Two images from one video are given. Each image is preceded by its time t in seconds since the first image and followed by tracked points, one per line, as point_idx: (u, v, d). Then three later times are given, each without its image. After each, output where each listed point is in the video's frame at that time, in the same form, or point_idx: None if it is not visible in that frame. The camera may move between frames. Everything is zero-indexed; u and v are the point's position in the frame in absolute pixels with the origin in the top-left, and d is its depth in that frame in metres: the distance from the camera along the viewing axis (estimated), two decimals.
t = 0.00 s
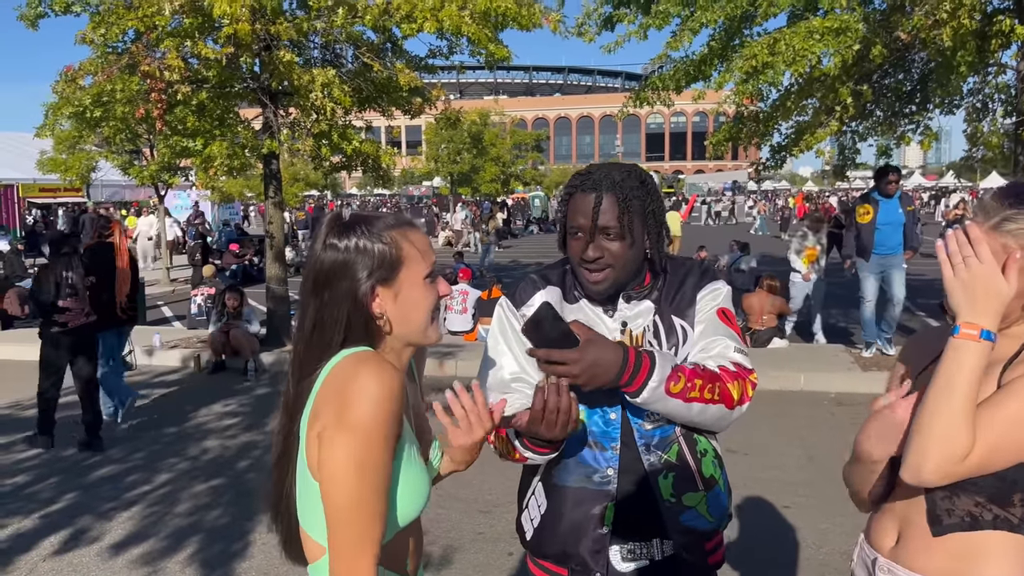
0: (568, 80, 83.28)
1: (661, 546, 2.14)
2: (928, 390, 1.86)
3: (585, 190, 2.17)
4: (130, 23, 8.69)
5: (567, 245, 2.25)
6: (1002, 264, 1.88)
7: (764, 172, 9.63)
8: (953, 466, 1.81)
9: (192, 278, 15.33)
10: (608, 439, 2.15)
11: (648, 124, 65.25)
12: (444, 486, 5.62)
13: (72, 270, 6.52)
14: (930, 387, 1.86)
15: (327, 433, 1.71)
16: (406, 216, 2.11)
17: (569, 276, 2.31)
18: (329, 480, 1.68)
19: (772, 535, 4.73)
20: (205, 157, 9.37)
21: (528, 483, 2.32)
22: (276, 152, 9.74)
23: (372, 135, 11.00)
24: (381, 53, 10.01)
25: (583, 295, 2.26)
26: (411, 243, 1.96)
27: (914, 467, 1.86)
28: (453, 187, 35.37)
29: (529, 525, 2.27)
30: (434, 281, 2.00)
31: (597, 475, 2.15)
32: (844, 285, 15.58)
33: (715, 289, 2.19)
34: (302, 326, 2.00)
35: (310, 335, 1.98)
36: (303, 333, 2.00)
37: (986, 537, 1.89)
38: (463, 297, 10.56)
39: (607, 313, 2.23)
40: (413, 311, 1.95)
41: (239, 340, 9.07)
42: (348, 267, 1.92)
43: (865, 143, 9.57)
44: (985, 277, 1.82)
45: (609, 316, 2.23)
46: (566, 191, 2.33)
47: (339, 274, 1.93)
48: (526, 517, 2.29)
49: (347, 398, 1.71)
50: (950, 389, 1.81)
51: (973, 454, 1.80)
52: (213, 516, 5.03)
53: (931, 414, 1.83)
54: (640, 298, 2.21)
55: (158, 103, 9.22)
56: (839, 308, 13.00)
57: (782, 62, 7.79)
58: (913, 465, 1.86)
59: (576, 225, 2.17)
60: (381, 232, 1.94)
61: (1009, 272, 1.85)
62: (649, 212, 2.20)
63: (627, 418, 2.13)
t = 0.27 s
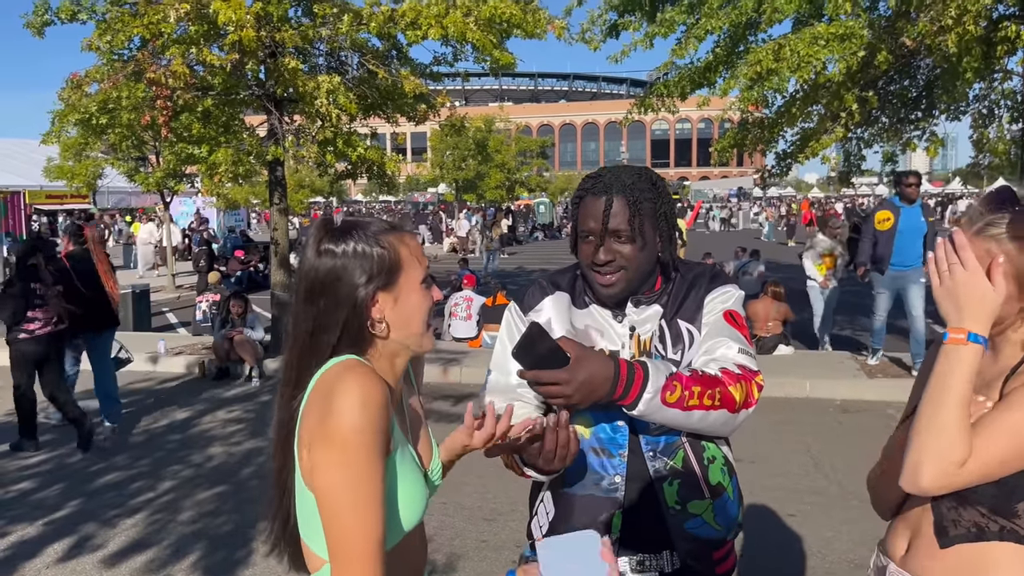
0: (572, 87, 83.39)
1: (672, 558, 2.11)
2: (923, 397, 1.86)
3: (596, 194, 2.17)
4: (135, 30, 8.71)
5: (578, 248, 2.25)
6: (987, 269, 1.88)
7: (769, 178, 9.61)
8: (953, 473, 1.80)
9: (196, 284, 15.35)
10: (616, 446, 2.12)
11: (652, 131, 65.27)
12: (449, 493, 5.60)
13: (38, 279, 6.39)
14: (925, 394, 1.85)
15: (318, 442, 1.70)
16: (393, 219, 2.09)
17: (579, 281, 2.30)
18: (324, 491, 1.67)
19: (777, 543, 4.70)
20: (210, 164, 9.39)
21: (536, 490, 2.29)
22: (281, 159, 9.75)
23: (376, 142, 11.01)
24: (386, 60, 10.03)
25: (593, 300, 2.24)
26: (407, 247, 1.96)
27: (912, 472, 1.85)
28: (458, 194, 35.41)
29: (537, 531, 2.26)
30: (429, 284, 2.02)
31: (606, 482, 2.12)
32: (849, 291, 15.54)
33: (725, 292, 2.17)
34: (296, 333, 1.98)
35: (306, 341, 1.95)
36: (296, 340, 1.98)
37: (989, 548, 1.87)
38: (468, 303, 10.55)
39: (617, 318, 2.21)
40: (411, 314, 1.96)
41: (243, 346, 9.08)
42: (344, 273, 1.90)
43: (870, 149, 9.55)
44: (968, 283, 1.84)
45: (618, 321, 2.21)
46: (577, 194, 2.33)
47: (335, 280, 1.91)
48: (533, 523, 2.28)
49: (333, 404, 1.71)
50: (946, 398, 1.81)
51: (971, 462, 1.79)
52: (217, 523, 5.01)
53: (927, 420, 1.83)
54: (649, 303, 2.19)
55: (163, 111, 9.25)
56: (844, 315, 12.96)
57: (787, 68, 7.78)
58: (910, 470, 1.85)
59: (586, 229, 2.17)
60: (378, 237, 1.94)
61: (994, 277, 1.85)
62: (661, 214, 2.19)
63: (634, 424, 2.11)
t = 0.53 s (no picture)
0: (576, 93, 83.46)
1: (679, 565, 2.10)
2: (942, 359, 1.78)
3: (606, 198, 2.18)
4: (140, 37, 8.74)
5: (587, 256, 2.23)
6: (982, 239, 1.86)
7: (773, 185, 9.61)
8: (988, 430, 1.71)
9: (200, 290, 15.36)
10: (621, 456, 2.11)
11: (656, 137, 65.29)
12: (452, 500, 5.58)
13: (9, 281, 6.41)
14: (942, 356, 1.78)
15: (310, 453, 1.69)
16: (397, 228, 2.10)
17: (583, 288, 2.29)
18: (320, 502, 1.66)
19: (781, 551, 4.67)
20: (214, 170, 9.42)
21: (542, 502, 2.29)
22: (284, 165, 9.75)
23: (380, 148, 11.02)
24: (389, 66, 10.04)
25: (598, 309, 2.23)
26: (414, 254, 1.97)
27: (945, 435, 1.74)
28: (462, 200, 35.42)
29: (542, 543, 2.25)
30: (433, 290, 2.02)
31: (612, 492, 2.11)
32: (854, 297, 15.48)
33: (730, 298, 2.17)
34: (300, 341, 1.97)
35: (310, 349, 1.94)
36: (299, 348, 1.97)
37: (995, 563, 1.83)
38: (471, 309, 10.54)
39: (621, 326, 2.20)
40: (419, 319, 1.97)
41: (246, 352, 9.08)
42: (349, 278, 1.91)
43: (874, 155, 9.54)
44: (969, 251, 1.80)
45: (623, 330, 2.19)
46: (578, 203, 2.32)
47: (339, 286, 1.91)
48: (539, 535, 2.27)
49: (326, 415, 1.69)
50: (969, 351, 1.74)
51: (1004, 420, 1.71)
52: (219, 530, 5.00)
53: (952, 379, 1.75)
54: (654, 310, 2.18)
55: (167, 117, 9.27)
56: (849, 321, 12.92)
57: (790, 74, 7.78)
58: (943, 434, 1.74)
59: (598, 233, 2.16)
60: (385, 244, 1.94)
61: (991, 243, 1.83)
62: (669, 215, 2.20)
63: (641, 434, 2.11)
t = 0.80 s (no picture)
0: (578, 98, 83.53)
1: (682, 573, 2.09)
2: (949, 366, 1.75)
3: (644, 207, 2.10)
4: (144, 42, 8.76)
5: (617, 267, 2.12)
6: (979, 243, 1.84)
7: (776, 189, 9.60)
8: (1004, 439, 1.69)
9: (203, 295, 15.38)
10: (619, 466, 2.11)
11: (659, 141, 65.30)
12: (455, 505, 5.57)
13: None
14: (951, 362, 1.75)
15: (312, 483, 1.68)
16: (396, 238, 2.11)
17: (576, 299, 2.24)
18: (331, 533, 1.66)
19: (786, 556, 4.65)
20: (217, 175, 9.44)
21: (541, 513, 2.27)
22: (288, 169, 9.75)
23: (383, 152, 11.02)
24: (393, 70, 10.06)
25: (593, 318, 2.19)
26: (393, 264, 1.94)
27: (960, 442, 1.71)
28: (465, 204, 35.43)
29: (541, 555, 2.22)
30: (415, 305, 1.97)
31: (609, 502, 2.10)
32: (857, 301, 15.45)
33: (732, 304, 2.18)
34: (284, 346, 1.99)
35: (291, 352, 1.96)
36: (284, 352, 1.98)
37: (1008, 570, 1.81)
38: (474, 314, 10.53)
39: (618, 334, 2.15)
40: (388, 333, 1.92)
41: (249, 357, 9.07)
42: (325, 284, 1.90)
43: (878, 159, 9.53)
44: (969, 254, 1.77)
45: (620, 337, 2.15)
46: (585, 213, 2.21)
47: (316, 290, 1.92)
48: (539, 547, 2.25)
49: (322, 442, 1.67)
50: (980, 359, 1.72)
51: (1016, 428, 1.71)
52: (222, 535, 4.99)
53: (965, 387, 1.72)
54: (653, 315, 2.16)
55: (171, 122, 9.30)
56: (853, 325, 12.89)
57: (793, 78, 7.78)
58: (958, 443, 1.71)
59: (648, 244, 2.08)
60: (367, 251, 1.93)
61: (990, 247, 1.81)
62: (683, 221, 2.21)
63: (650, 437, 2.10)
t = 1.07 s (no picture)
0: (579, 101, 83.59)
1: None
2: (938, 350, 1.76)
3: (651, 210, 2.16)
4: (145, 46, 8.77)
5: (621, 268, 2.18)
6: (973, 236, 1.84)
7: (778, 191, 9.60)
8: (1001, 417, 1.69)
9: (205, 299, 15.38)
10: (617, 478, 2.10)
11: (660, 144, 65.30)
12: (457, 508, 5.56)
13: None
14: (940, 345, 1.75)
15: (315, 493, 1.67)
16: (400, 242, 2.11)
17: (574, 312, 2.28)
18: (331, 531, 1.65)
19: (790, 559, 4.63)
20: (219, 178, 9.44)
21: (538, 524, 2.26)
22: (289, 173, 9.75)
23: (385, 155, 11.01)
24: (394, 73, 10.05)
25: (589, 329, 2.23)
26: (388, 264, 1.95)
27: (957, 424, 1.70)
28: (466, 207, 35.43)
29: (542, 563, 2.22)
30: (408, 306, 1.95)
31: (606, 514, 2.09)
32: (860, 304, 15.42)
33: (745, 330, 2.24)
34: (279, 343, 1.99)
35: (288, 347, 1.96)
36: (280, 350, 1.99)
37: None
38: (476, 317, 10.53)
39: (613, 345, 2.19)
40: (378, 333, 1.90)
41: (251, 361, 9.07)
42: (320, 280, 1.92)
43: (879, 160, 9.52)
44: (957, 246, 1.79)
45: (614, 348, 2.19)
46: (591, 214, 2.28)
47: (312, 286, 1.93)
48: (539, 555, 2.24)
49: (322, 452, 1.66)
50: (968, 340, 1.72)
51: (1013, 409, 1.70)
52: (224, 539, 4.99)
53: (956, 369, 1.72)
54: (662, 329, 2.21)
55: (172, 126, 9.32)
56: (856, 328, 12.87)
57: (794, 80, 7.77)
58: (954, 424, 1.70)
59: (652, 245, 2.13)
60: (362, 250, 1.95)
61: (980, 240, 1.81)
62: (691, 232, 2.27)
63: (674, 451, 2.09)
